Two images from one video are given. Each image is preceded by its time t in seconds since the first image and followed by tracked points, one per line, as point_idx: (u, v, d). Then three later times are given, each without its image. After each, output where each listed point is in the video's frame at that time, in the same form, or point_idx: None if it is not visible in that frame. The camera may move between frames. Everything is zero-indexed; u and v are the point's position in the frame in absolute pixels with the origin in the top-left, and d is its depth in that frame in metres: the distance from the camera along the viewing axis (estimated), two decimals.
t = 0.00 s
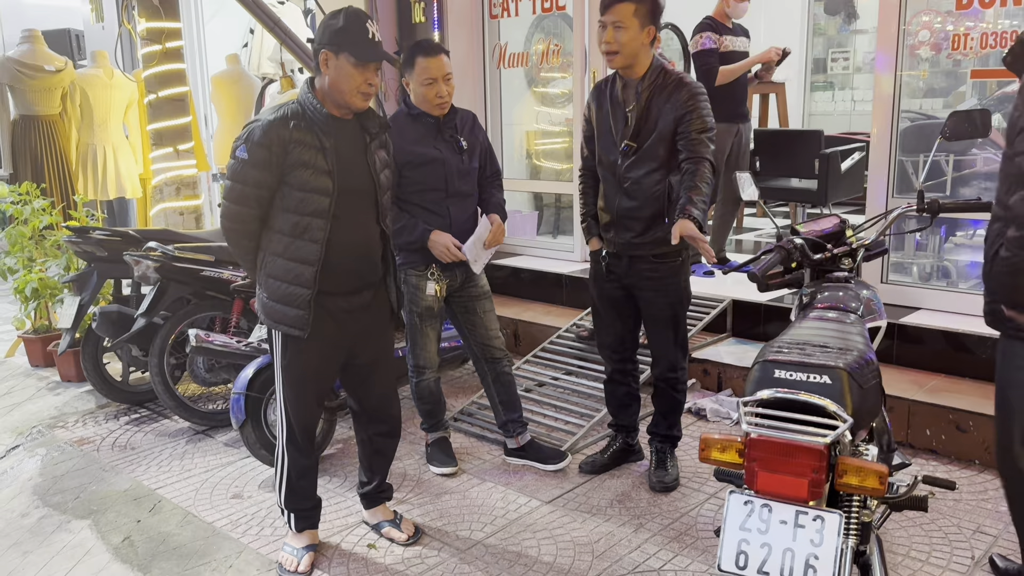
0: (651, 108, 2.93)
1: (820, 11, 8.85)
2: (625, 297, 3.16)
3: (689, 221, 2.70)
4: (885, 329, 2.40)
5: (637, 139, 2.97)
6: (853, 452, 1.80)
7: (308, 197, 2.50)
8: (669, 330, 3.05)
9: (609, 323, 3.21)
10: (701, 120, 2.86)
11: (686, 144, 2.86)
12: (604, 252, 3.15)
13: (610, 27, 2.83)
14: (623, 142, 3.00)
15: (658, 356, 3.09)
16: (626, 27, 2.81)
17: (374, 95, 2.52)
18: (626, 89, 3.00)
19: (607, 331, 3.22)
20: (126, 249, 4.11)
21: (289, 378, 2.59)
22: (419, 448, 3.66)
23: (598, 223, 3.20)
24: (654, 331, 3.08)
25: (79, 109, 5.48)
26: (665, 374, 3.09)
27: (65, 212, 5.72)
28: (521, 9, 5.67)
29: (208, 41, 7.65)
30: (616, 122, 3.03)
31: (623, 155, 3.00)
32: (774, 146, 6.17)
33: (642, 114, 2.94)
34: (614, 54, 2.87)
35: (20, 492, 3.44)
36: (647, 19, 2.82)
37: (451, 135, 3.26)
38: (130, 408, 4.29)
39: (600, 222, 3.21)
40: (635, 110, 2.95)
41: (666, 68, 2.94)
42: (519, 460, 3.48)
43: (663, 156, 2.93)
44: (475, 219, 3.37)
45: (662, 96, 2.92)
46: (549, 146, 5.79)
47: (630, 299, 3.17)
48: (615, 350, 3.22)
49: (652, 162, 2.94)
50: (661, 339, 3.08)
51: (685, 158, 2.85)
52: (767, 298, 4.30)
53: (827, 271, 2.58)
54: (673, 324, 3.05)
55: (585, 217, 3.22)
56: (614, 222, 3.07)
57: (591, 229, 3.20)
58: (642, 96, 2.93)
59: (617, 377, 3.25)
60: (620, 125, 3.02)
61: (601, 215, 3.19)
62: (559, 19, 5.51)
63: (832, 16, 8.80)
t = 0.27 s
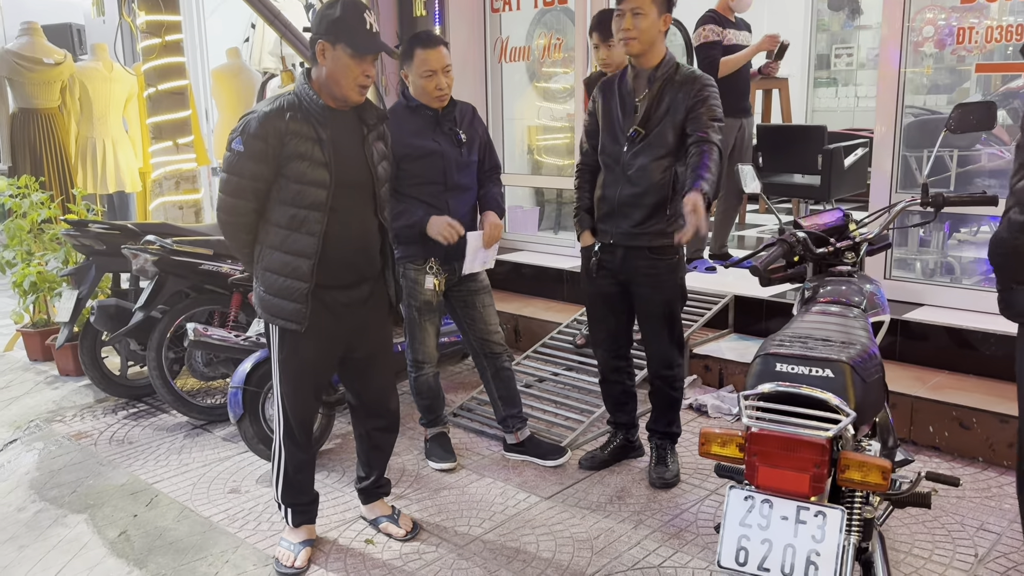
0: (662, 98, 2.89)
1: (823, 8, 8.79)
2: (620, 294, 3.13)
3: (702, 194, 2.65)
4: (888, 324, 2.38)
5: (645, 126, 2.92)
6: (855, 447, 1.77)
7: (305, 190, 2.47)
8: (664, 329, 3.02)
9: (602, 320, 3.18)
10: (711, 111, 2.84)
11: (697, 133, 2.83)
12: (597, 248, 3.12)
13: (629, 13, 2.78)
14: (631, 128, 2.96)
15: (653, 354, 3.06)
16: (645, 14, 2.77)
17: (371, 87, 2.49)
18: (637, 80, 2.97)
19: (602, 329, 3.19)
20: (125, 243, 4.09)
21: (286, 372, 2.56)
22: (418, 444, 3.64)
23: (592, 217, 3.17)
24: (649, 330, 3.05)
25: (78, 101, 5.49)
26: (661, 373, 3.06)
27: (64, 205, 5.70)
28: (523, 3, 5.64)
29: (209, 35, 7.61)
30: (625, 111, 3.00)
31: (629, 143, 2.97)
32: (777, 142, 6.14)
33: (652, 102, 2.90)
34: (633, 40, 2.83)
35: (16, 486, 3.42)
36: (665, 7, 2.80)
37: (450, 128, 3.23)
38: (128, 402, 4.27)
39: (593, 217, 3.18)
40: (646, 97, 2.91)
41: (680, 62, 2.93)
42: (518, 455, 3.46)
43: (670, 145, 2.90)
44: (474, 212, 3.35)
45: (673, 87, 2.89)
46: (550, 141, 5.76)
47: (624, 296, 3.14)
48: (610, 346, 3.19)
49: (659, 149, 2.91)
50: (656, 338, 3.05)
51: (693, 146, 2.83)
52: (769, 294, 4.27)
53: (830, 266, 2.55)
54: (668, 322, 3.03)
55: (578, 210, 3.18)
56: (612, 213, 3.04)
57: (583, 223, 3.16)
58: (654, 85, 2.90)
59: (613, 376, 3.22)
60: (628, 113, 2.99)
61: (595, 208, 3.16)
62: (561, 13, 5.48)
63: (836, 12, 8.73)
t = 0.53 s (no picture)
0: (669, 94, 2.86)
1: (828, 6, 8.69)
2: (615, 296, 3.08)
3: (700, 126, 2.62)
4: (892, 324, 2.34)
5: (649, 122, 2.88)
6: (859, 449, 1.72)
7: (299, 185, 2.43)
8: (659, 329, 2.98)
9: (598, 321, 3.13)
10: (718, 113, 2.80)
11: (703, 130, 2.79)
12: (592, 248, 3.07)
13: (638, 9, 2.76)
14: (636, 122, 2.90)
15: (651, 356, 3.02)
16: (653, 8, 2.75)
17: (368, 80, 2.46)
18: (643, 77, 2.93)
19: (598, 329, 3.15)
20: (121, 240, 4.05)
21: (280, 370, 2.52)
22: (415, 443, 3.59)
23: (587, 217, 3.12)
24: (645, 331, 3.01)
25: (74, 98, 5.47)
26: (659, 374, 3.02)
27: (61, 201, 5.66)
28: None
29: (209, 32, 7.58)
30: (630, 110, 2.95)
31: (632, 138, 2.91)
32: (779, 141, 6.09)
33: (659, 99, 2.87)
34: (639, 36, 2.81)
35: (9, 485, 3.38)
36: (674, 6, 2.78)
37: (448, 124, 3.19)
38: (124, 400, 4.23)
39: (589, 216, 3.13)
40: (653, 92, 2.88)
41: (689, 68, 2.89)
42: (517, 456, 3.42)
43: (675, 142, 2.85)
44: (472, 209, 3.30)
45: (679, 86, 2.86)
46: (551, 139, 5.72)
47: (621, 298, 3.09)
48: (607, 347, 3.15)
49: (661, 146, 2.85)
50: (653, 339, 3.01)
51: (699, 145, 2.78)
52: (771, 293, 4.22)
53: (834, 264, 2.51)
54: (665, 322, 2.99)
55: (574, 209, 3.14)
56: (610, 210, 2.99)
57: (579, 221, 3.12)
58: (662, 82, 2.87)
59: (610, 377, 3.18)
60: (634, 111, 2.94)
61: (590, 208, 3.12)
62: (562, 10, 5.45)
63: (839, 11, 8.68)
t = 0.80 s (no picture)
0: (666, 92, 2.81)
1: (829, 8, 8.70)
2: (619, 296, 3.04)
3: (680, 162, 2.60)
4: (896, 327, 2.29)
5: (648, 122, 2.84)
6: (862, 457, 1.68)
7: (292, 185, 2.39)
8: (664, 330, 2.94)
9: (601, 322, 3.09)
10: (721, 110, 2.75)
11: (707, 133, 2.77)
12: (597, 248, 3.03)
13: (625, 5, 2.74)
14: (634, 123, 2.87)
15: (655, 358, 2.97)
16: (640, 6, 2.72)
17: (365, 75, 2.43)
18: (638, 73, 2.88)
19: (601, 331, 3.10)
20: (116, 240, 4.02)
21: (273, 373, 2.48)
22: (411, 447, 3.55)
23: (590, 217, 3.08)
24: (649, 333, 2.97)
25: (71, 97, 5.43)
26: (662, 376, 2.98)
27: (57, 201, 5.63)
28: None
29: (208, 32, 7.55)
30: (626, 108, 2.91)
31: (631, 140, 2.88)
32: (781, 142, 6.05)
33: (656, 98, 2.82)
34: (628, 33, 2.79)
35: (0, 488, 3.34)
36: None
37: (444, 124, 3.14)
38: (118, 402, 4.19)
39: (591, 216, 3.09)
40: (649, 91, 2.83)
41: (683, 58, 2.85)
42: (515, 460, 3.37)
43: (676, 143, 2.81)
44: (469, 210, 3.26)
45: (674, 81, 2.82)
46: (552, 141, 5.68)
47: (625, 299, 3.05)
48: (612, 347, 3.10)
49: (663, 147, 2.82)
50: (655, 341, 2.97)
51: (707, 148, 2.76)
52: (773, 296, 4.18)
53: (836, 266, 2.47)
54: (671, 323, 2.94)
55: (575, 211, 3.10)
56: (614, 213, 2.95)
57: (580, 223, 3.08)
58: (657, 80, 2.82)
59: (612, 379, 3.13)
60: (630, 109, 2.90)
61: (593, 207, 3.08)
62: (563, 10, 5.42)
63: (841, 12, 8.64)
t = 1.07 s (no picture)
0: (660, 95, 2.79)
1: (831, 10, 8.62)
2: (628, 297, 3.04)
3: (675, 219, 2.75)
4: (897, 330, 2.28)
5: (645, 130, 2.83)
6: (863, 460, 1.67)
7: (288, 182, 2.38)
8: (676, 328, 2.92)
9: (606, 321, 3.08)
10: (718, 116, 2.77)
11: (704, 139, 2.79)
12: (605, 249, 3.02)
13: (609, 12, 2.71)
14: (630, 133, 2.86)
15: (661, 356, 2.96)
16: (625, 14, 2.69)
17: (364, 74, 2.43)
18: (631, 76, 2.86)
19: (606, 327, 3.09)
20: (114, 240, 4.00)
21: (269, 373, 2.46)
22: (410, 449, 3.54)
23: (597, 219, 3.07)
24: (658, 330, 2.95)
25: (72, 96, 5.40)
26: (666, 376, 2.97)
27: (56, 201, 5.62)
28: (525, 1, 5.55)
29: (209, 32, 7.55)
30: (621, 112, 2.89)
31: (630, 146, 2.87)
32: (782, 145, 6.03)
33: (650, 103, 2.80)
34: (612, 42, 2.75)
35: None
36: (648, 7, 2.70)
37: (444, 124, 3.13)
38: (116, 403, 4.18)
39: (598, 218, 3.08)
40: (643, 98, 2.81)
41: (674, 57, 2.82)
42: (513, 463, 3.36)
43: (675, 148, 2.83)
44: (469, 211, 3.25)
45: (668, 82, 2.79)
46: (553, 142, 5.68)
47: (631, 297, 3.04)
48: (617, 346, 3.08)
49: (664, 153, 2.83)
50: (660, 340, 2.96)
51: (707, 157, 2.80)
52: (773, 299, 4.16)
53: (837, 268, 2.45)
54: (679, 321, 2.93)
55: (582, 213, 3.08)
56: (620, 219, 2.94)
57: (589, 224, 3.06)
58: (649, 84, 2.80)
59: (616, 379, 3.12)
60: (626, 114, 2.88)
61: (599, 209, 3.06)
62: (563, 12, 5.40)
63: (843, 15, 8.62)
